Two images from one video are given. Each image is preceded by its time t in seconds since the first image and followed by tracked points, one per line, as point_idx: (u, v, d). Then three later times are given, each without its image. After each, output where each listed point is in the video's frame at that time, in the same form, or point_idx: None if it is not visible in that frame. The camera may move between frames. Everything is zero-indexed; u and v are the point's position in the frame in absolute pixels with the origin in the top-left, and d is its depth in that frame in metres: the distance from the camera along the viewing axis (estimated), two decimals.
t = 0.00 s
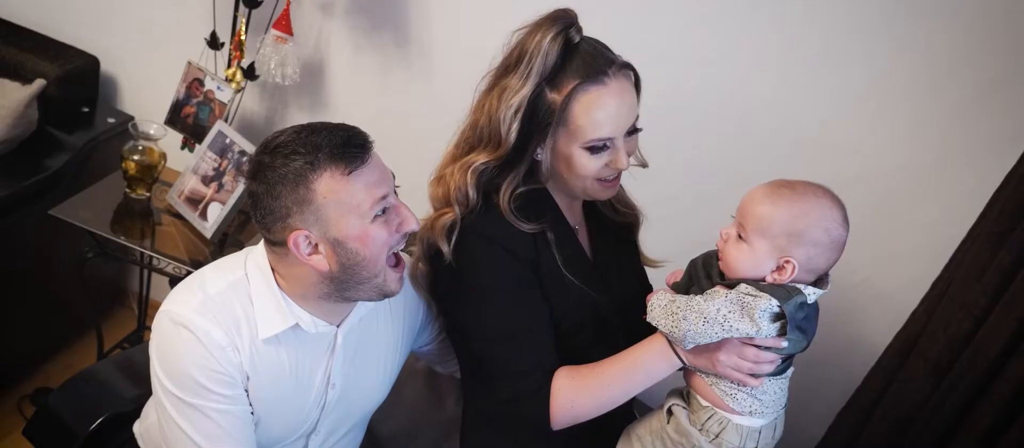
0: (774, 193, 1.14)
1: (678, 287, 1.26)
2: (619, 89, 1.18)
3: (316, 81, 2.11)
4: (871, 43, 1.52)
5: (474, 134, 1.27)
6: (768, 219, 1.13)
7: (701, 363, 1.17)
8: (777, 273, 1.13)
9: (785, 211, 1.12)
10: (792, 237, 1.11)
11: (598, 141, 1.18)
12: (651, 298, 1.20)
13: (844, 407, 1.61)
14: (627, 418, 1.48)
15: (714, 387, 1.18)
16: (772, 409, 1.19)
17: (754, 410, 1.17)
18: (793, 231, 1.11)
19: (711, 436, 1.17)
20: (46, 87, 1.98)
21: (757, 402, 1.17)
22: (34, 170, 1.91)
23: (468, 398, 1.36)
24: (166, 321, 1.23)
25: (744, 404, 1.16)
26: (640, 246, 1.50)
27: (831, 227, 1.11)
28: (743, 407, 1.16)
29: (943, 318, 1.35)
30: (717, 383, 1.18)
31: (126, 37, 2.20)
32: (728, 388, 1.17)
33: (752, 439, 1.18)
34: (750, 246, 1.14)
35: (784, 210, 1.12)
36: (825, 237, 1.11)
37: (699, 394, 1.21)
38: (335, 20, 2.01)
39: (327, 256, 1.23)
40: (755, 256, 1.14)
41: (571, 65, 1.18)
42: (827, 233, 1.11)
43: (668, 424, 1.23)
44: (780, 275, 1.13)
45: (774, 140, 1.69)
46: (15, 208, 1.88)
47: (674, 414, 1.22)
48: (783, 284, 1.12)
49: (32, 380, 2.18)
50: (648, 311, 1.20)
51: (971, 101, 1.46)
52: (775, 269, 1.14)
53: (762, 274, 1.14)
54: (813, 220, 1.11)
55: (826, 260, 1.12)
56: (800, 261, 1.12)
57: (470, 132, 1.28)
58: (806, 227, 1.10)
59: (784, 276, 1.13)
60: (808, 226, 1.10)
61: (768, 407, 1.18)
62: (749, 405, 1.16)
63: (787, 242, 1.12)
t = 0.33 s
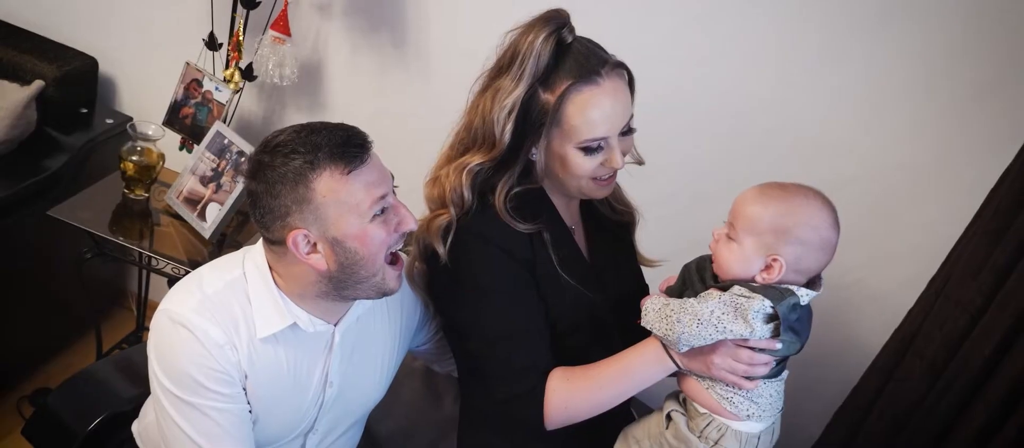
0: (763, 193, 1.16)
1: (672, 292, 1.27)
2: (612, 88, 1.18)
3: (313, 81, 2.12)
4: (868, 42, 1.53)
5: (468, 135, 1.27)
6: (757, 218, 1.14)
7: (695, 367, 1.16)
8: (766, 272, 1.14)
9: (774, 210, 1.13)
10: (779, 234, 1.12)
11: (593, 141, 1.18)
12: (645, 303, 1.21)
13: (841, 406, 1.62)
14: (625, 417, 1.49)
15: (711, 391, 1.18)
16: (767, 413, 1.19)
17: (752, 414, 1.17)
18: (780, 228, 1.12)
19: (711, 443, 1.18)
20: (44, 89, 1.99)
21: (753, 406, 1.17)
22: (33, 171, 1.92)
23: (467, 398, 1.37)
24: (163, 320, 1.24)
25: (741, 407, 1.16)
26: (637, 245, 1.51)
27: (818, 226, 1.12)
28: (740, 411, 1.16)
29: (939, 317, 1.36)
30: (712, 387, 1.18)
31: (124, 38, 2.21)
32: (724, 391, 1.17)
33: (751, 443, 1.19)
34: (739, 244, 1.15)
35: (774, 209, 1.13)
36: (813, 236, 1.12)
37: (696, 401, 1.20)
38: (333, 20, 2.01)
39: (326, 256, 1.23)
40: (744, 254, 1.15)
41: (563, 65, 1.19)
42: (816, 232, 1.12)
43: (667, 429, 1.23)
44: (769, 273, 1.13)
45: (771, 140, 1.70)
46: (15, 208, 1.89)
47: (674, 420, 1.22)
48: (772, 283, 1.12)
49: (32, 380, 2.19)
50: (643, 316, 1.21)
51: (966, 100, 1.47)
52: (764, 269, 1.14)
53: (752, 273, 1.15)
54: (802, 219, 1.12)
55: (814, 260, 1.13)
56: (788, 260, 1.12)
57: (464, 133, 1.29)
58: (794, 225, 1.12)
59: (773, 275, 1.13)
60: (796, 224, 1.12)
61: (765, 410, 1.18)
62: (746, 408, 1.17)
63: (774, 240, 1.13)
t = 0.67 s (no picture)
0: (745, 191, 1.16)
1: (665, 293, 1.28)
2: (610, 90, 1.19)
3: (311, 81, 2.12)
4: (865, 43, 1.53)
5: (466, 135, 1.28)
6: (733, 210, 1.15)
7: (692, 367, 1.17)
8: (734, 267, 1.15)
9: (749, 206, 1.13)
10: (747, 230, 1.13)
11: (590, 143, 1.19)
12: (639, 305, 1.21)
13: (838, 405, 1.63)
14: (623, 416, 1.49)
15: (709, 392, 1.19)
16: (767, 411, 1.19)
17: (752, 412, 1.17)
18: (748, 224, 1.13)
19: (713, 446, 1.18)
20: (42, 89, 1.99)
21: (753, 404, 1.17)
22: (31, 170, 1.91)
23: (465, 397, 1.38)
24: (162, 319, 1.24)
25: (741, 406, 1.17)
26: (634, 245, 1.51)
27: (788, 226, 1.11)
28: (740, 410, 1.17)
29: (935, 316, 1.36)
30: (711, 387, 1.18)
31: (123, 38, 2.21)
32: (723, 391, 1.17)
33: (754, 444, 1.19)
34: (715, 238, 1.18)
35: (747, 205, 1.14)
36: (780, 235, 1.11)
37: (695, 405, 1.20)
38: (331, 20, 2.02)
39: (327, 257, 1.23)
40: (716, 248, 1.17)
41: (562, 67, 1.19)
42: (784, 231, 1.11)
43: (668, 435, 1.23)
44: (736, 269, 1.14)
45: (768, 139, 1.70)
46: (14, 208, 1.90)
47: (674, 425, 1.22)
48: (738, 278, 1.13)
49: (32, 380, 2.19)
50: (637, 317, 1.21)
51: (963, 100, 1.48)
52: (734, 264, 1.15)
53: (723, 263, 1.16)
54: (772, 217, 1.11)
55: (781, 259, 1.12)
56: (753, 256, 1.13)
57: (461, 131, 1.29)
58: (760, 222, 1.12)
59: (739, 270, 1.13)
60: (763, 221, 1.12)
61: (765, 408, 1.18)
62: (746, 407, 1.17)
63: (742, 234, 1.14)
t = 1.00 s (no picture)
0: (721, 194, 1.17)
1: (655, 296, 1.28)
2: (610, 95, 1.20)
3: (308, 81, 2.12)
4: (860, 42, 1.54)
5: (466, 136, 1.28)
6: (714, 217, 1.16)
7: (690, 369, 1.17)
8: (725, 270, 1.16)
9: (731, 210, 1.14)
10: (733, 234, 1.14)
11: (589, 148, 1.20)
12: (631, 311, 1.22)
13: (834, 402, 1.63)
14: (620, 415, 1.50)
15: (711, 397, 1.18)
16: (768, 407, 1.20)
17: (755, 410, 1.18)
18: (733, 228, 1.14)
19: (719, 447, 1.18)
20: (38, 89, 1.99)
21: (754, 402, 1.18)
22: (27, 171, 1.91)
23: (462, 397, 1.38)
24: (160, 317, 1.25)
25: (742, 406, 1.17)
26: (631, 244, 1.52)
27: (772, 225, 1.12)
28: (744, 409, 1.17)
29: (930, 314, 1.37)
30: (712, 392, 1.18)
31: (119, 38, 2.21)
32: (724, 393, 1.18)
33: (758, 441, 1.20)
34: (699, 244, 1.18)
35: (729, 208, 1.15)
36: (768, 236, 1.12)
37: (697, 408, 1.20)
38: (328, 21, 2.02)
39: (331, 273, 1.23)
40: (702, 254, 1.17)
41: (563, 71, 1.20)
42: (772, 231, 1.12)
43: (672, 440, 1.22)
44: (728, 272, 1.15)
45: (765, 138, 1.71)
46: (12, 208, 1.90)
47: (678, 430, 1.22)
48: (730, 281, 1.14)
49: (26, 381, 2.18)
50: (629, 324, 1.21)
51: (957, 99, 1.49)
52: (724, 267, 1.16)
53: (713, 270, 1.17)
54: (756, 218, 1.13)
55: (771, 257, 1.13)
56: (744, 259, 1.14)
57: (460, 131, 1.30)
58: (746, 224, 1.13)
59: (731, 274, 1.15)
60: (749, 223, 1.13)
61: (766, 405, 1.19)
62: (749, 406, 1.18)
63: (728, 239, 1.15)
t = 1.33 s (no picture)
0: (705, 196, 1.18)
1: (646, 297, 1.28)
2: (608, 101, 1.20)
3: (302, 81, 2.12)
4: (854, 42, 1.55)
5: (465, 135, 1.28)
6: (699, 219, 1.17)
7: (682, 367, 1.17)
8: (713, 270, 1.17)
9: (714, 211, 1.15)
10: (718, 235, 1.15)
11: (584, 152, 1.21)
12: (621, 312, 1.22)
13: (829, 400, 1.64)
14: (615, 414, 1.50)
15: (708, 399, 1.19)
16: (763, 406, 1.21)
17: (751, 411, 1.19)
18: (718, 229, 1.15)
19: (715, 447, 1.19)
20: (32, 89, 1.98)
21: (750, 402, 1.19)
22: (19, 171, 1.90)
23: (457, 397, 1.38)
24: (157, 319, 1.25)
25: (738, 407, 1.18)
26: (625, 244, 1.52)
27: (756, 225, 1.13)
28: (740, 410, 1.18)
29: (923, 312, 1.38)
30: (709, 394, 1.19)
31: (113, 38, 2.20)
32: (722, 395, 1.18)
33: (753, 440, 1.21)
34: (686, 246, 1.19)
35: (713, 209, 1.16)
36: (753, 235, 1.13)
37: (692, 409, 1.21)
38: (322, 21, 2.02)
39: (333, 277, 1.23)
40: (689, 255, 1.18)
41: (564, 74, 1.20)
42: (756, 230, 1.13)
43: (669, 441, 1.23)
44: (716, 272, 1.16)
45: (759, 138, 1.72)
46: (6, 207, 1.89)
47: (674, 431, 1.22)
48: (719, 280, 1.15)
49: (21, 382, 2.19)
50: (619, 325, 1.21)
51: (949, 99, 1.50)
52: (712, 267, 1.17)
53: (701, 269, 1.18)
54: (739, 219, 1.14)
55: (757, 256, 1.14)
56: (731, 259, 1.15)
57: (459, 130, 1.29)
58: (730, 224, 1.14)
59: (719, 273, 1.16)
60: (733, 224, 1.14)
61: (761, 405, 1.20)
62: (745, 406, 1.18)
63: (714, 240, 1.15)
